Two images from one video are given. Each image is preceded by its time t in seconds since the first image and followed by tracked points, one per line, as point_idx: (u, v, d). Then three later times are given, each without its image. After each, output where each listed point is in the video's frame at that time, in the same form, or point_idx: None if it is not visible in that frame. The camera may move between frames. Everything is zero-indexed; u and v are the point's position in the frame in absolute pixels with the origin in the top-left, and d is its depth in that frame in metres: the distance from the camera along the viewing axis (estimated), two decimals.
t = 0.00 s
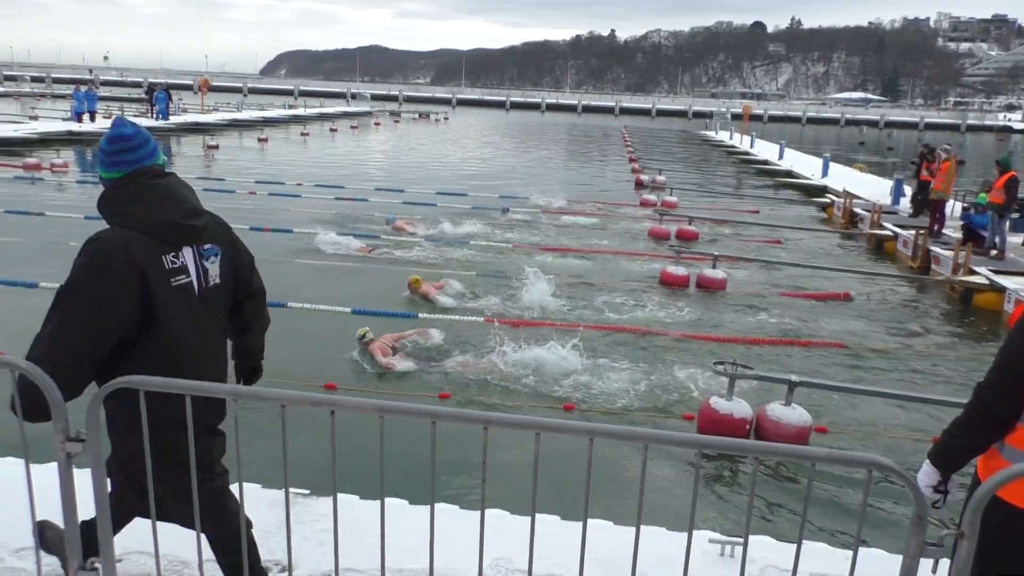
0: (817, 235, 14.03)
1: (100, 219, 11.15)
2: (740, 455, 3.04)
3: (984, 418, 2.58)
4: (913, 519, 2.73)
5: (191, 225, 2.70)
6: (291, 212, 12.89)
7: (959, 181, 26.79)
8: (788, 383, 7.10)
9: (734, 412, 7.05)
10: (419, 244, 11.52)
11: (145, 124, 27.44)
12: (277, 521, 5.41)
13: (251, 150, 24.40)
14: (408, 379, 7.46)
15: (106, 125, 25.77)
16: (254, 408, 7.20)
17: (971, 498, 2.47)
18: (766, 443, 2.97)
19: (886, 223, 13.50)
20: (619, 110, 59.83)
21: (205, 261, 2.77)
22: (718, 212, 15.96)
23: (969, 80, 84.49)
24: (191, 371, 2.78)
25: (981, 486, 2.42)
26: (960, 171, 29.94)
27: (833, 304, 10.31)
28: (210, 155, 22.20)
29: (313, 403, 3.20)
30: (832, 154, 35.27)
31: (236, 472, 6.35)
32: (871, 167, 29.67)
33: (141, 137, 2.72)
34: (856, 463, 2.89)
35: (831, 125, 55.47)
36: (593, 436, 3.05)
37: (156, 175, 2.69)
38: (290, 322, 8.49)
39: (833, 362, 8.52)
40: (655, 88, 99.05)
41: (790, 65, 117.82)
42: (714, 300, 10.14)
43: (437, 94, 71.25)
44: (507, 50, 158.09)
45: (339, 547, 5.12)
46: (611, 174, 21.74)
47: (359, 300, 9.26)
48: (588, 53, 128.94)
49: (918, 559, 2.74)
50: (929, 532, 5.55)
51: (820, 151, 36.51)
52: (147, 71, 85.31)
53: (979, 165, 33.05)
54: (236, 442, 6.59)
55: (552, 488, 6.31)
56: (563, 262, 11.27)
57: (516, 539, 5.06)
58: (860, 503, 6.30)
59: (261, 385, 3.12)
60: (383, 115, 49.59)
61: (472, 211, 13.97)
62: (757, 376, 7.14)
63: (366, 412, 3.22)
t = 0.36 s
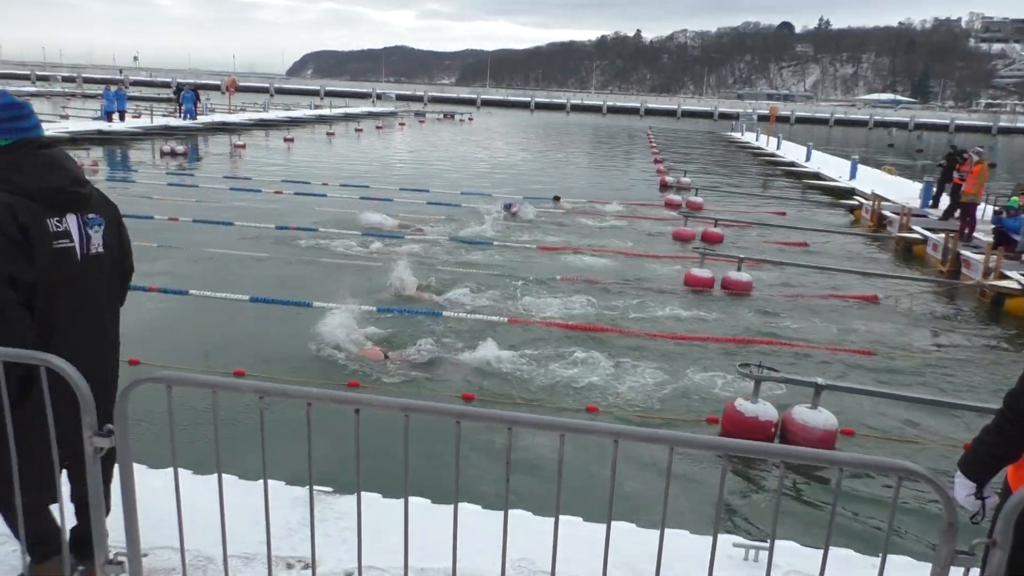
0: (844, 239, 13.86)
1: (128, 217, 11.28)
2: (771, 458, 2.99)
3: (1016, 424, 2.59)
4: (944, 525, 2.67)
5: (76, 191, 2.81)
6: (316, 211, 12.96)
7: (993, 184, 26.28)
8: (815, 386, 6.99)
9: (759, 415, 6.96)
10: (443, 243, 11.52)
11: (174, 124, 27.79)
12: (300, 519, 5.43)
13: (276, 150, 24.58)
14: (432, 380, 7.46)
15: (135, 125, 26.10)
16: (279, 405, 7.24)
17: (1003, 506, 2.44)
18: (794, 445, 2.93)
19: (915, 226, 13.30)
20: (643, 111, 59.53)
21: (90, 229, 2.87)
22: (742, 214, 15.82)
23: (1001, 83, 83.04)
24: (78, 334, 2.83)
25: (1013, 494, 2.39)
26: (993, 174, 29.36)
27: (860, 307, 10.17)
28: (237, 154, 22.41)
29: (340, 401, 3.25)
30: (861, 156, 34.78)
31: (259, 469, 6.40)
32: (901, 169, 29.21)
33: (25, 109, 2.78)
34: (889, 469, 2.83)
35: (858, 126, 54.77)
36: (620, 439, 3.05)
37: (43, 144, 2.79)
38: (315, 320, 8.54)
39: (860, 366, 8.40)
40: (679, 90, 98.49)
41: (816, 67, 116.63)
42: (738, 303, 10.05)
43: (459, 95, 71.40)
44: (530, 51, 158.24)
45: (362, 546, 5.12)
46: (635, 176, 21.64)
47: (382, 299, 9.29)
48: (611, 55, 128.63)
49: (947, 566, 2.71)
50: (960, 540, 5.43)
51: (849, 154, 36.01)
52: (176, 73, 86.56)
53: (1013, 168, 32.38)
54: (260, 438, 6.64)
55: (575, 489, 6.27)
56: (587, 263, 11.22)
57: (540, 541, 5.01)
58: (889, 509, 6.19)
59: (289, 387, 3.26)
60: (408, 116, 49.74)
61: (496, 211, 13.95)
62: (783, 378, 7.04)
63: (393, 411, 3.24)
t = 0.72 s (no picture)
0: (868, 240, 13.71)
1: (153, 216, 11.41)
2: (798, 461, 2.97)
3: None
4: (972, 532, 2.64)
5: None
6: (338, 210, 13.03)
7: None
8: (838, 388, 6.90)
9: (782, 417, 6.89)
10: (464, 243, 11.53)
11: (198, 123, 28.05)
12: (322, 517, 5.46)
13: (299, 150, 24.73)
14: (453, 380, 7.49)
15: (160, 125, 26.38)
16: (302, 403, 7.28)
17: None
18: (821, 448, 2.90)
19: (941, 227, 13.13)
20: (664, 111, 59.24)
21: None
22: (765, 214, 15.69)
23: None
24: None
25: None
26: None
27: (884, 309, 10.05)
28: (260, 154, 22.57)
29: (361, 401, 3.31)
30: (887, 155, 34.34)
31: (283, 466, 6.44)
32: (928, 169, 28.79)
33: None
34: (920, 473, 2.79)
35: (882, 126, 54.11)
36: (642, 440, 3.04)
37: None
38: (338, 319, 8.59)
39: (885, 369, 8.30)
40: (699, 90, 97.92)
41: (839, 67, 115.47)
42: (761, 304, 9.97)
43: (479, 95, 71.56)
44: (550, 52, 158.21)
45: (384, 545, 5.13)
46: (657, 176, 21.54)
47: (403, 299, 9.32)
48: (631, 55, 128.18)
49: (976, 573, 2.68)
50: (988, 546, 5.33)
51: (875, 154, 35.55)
52: (200, 73, 87.45)
53: None
54: (284, 436, 6.69)
55: (595, 490, 6.25)
56: (608, 264, 11.17)
57: (560, 542, 4.99)
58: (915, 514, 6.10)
59: (313, 387, 3.33)
60: (430, 116, 49.86)
61: (518, 211, 13.93)
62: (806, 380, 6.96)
63: (416, 410, 3.28)
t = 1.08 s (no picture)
0: (890, 241, 13.57)
1: (176, 217, 11.52)
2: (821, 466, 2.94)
3: None
4: (1001, 538, 2.60)
5: None
6: (359, 211, 13.09)
7: None
8: (861, 391, 6.83)
9: (804, 420, 6.84)
10: (484, 244, 11.55)
11: (219, 124, 28.30)
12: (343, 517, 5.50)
13: (319, 151, 24.87)
14: (472, 381, 7.51)
15: (182, 126, 26.63)
16: (324, 402, 7.32)
17: None
18: (842, 452, 2.87)
19: (966, 228, 12.97)
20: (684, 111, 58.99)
21: None
22: (785, 214, 15.58)
23: None
24: None
25: None
26: None
27: (908, 311, 9.94)
28: (281, 154, 22.74)
29: (382, 399, 3.33)
30: (910, 155, 33.96)
31: (305, 466, 6.49)
32: (953, 169, 28.45)
33: None
34: (945, 478, 2.75)
35: (905, 125, 53.55)
36: (663, 441, 3.02)
37: None
38: (359, 319, 8.63)
39: (909, 371, 8.22)
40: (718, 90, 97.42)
41: (861, 66, 114.43)
42: (783, 305, 9.90)
43: (497, 95, 71.63)
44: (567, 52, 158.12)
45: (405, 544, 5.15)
46: (676, 176, 21.46)
47: (423, 298, 9.35)
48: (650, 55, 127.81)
49: None
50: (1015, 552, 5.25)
51: (898, 153, 35.15)
52: (221, 75, 88.43)
53: None
54: (306, 435, 6.73)
55: (616, 490, 6.24)
56: (628, 264, 11.15)
57: (580, 542, 4.98)
58: (941, 517, 6.02)
59: (337, 387, 3.36)
60: (449, 116, 49.95)
61: (537, 212, 13.92)
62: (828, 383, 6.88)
63: (441, 410, 3.29)
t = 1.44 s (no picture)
0: (914, 244, 13.45)
1: (200, 217, 11.62)
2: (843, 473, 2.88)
3: None
4: None
5: None
6: (381, 212, 13.13)
7: None
8: (885, 397, 6.76)
9: (825, 426, 6.78)
10: (506, 246, 11.55)
11: (241, 125, 28.47)
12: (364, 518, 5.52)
13: (340, 152, 24.99)
14: (492, 383, 7.51)
15: (206, 127, 26.85)
16: (346, 402, 7.35)
17: None
18: (867, 457, 2.79)
19: (991, 231, 12.83)
20: (704, 113, 58.78)
21: None
22: (806, 217, 15.46)
23: None
24: None
25: None
26: None
27: (933, 315, 9.85)
28: (302, 156, 22.85)
29: (405, 401, 3.34)
30: (935, 157, 33.61)
31: (328, 467, 6.52)
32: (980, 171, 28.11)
33: None
34: (971, 485, 2.68)
35: (928, 127, 53.01)
36: (686, 445, 3.00)
37: None
38: (380, 321, 8.66)
39: (933, 376, 8.14)
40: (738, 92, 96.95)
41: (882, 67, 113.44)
42: (805, 309, 9.84)
43: (517, 96, 71.68)
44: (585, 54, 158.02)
45: (426, 545, 5.15)
46: (697, 178, 21.37)
47: (444, 300, 9.37)
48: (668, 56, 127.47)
49: None
50: None
51: (923, 155, 34.82)
52: (242, 76, 89.18)
53: None
54: (330, 435, 6.77)
55: (637, 494, 6.21)
56: (648, 267, 11.11)
57: (601, 546, 4.96)
58: (966, 525, 5.94)
59: (359, 388, 3.38)
60: (469, 118, 50.09)
61: (558, 214, 13.92)
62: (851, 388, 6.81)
63: (462, 412, 3.30)
